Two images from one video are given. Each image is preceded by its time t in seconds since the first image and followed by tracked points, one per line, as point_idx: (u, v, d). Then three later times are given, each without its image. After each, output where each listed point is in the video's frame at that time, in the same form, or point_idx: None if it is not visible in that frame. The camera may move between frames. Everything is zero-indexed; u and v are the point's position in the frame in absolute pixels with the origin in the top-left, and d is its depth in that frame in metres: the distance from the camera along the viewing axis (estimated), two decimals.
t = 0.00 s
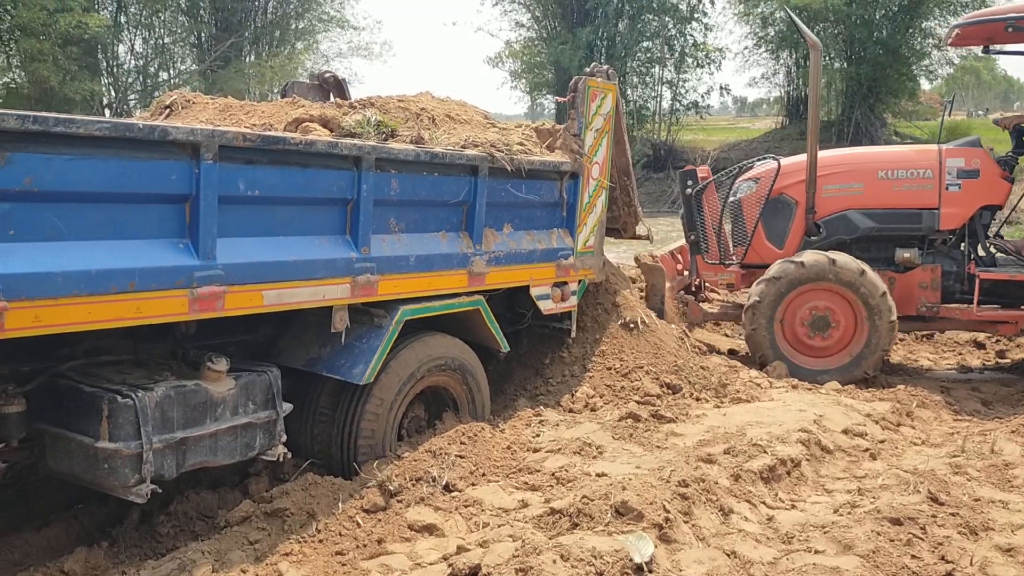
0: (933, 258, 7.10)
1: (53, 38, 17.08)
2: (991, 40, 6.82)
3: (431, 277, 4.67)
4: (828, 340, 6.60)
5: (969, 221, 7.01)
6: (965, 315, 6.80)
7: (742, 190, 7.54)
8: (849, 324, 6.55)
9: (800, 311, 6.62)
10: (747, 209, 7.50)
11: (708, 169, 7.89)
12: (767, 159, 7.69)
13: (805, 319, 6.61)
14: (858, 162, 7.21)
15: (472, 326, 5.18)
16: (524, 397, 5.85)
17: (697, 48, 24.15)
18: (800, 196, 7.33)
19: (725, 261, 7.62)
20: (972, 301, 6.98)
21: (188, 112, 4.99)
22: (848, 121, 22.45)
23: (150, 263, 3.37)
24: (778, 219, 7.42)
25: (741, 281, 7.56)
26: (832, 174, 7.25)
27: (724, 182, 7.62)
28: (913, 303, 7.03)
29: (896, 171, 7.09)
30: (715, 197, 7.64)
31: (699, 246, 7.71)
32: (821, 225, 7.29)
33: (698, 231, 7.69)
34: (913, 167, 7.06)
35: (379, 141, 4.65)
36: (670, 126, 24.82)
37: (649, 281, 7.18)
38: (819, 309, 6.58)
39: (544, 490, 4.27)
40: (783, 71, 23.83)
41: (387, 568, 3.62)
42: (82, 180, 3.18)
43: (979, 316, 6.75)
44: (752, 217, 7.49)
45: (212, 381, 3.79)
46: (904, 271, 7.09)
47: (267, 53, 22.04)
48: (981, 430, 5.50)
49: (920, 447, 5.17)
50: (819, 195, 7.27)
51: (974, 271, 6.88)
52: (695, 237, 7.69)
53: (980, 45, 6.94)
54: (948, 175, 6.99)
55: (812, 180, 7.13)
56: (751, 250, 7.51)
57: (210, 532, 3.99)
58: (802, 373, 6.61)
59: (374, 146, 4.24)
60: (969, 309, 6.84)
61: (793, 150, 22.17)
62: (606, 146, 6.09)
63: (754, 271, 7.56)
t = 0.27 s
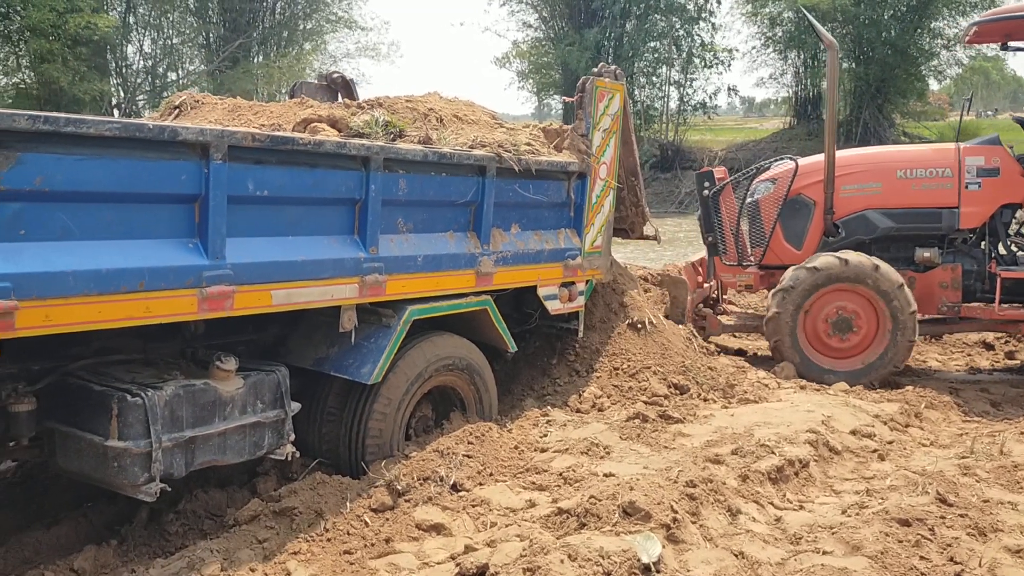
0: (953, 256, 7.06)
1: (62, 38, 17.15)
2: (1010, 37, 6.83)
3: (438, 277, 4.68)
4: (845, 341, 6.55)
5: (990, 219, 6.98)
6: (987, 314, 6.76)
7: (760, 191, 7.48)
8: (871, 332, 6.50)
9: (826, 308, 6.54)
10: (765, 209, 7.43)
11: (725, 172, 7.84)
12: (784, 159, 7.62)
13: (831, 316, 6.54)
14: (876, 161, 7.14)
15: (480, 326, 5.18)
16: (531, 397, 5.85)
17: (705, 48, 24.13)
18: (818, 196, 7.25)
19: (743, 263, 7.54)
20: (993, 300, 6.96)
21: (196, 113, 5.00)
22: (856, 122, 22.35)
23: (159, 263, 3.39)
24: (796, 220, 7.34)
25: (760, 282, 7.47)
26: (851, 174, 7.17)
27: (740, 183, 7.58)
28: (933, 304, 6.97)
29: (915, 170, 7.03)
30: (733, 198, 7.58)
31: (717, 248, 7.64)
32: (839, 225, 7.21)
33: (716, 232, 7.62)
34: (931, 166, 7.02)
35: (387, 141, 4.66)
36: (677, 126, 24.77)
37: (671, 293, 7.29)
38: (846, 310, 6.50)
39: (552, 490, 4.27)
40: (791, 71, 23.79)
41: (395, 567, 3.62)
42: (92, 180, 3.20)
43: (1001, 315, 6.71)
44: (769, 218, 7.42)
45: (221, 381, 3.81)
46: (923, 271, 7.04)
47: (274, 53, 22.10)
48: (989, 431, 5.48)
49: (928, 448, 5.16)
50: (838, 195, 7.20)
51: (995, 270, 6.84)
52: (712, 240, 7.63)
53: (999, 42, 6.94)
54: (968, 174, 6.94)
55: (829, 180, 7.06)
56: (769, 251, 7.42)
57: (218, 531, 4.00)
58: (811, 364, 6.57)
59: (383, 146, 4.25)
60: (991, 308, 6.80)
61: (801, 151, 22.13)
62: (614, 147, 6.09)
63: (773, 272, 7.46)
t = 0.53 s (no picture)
0: (986, 256, 6.97)
1: (71, 38, 17.21)
2: None
3: (447, 277, 4.68)
4: (869, 344, 6.47)
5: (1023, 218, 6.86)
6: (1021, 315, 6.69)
7: (788, 194, 7.34)
8: (898, 343, 6.43)
9: (869, 301, 6.43)
10: (793, 212, 7.29)
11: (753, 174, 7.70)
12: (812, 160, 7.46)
13: (871, 310, 6.42)
14: (905, 162, 7.00)
15: (488, 326, 5.19)
16: (540, 396, 5.85)
17: (713, 48, 24.09)
18: (847, 198, 7.10)
19: (772, 266, 7.41)
20: None
21: (206, 112, 5.02)
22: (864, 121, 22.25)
23: (170, 262, 3.40)
24: (826, 223, 7.19)
25: (790, 285, 7.34)
26: (880, 175, 7.03)
27: (769, 185, 7.43)
28: (967, 304, 6.93)
29: (945, 171, 6.90)
30: (761, 201, 7.45)
31: (746, 252, 7.51)
32: (869, 227, 7.07)
33: (744, 236, 7.50)
34: (962, 166, 6.88)
35: (396, 141, 4.66)
36: (685, 126, 24.71)
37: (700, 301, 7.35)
38: (886, 315, 6.40)
39: (561, 490, 4.28)
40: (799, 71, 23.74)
41: (404, 567, 3.63)
42: (103, 179, 3.21)
43: None
44: (798, 221, 7.28)
45: (231, 380, 3.82)
46: (954, 272, 7.01)
47: (283, 53, 22.15)
48: (1000, 432, 5.46)
49: (938, 449, 5.14)
50: (867, 198, 7.05)
51: None
52: (740, 244, 7.52)
53: None
54: (1000, 173, 6.81)
55: (858, 182, 6.92)
56: (798, 254, 7.28)
57: (228, 530, 4.02)
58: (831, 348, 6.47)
59: (392, 146, 4.25)
60: None
61: (809, 151, 22.08)
62: (623, 146, 6.09)
63: (803, 275, 7.34)
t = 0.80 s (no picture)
0: None
1: (81, 38, 17.27)
2: None
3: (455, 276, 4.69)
4: (903, 343, 6.33)
5: None
6: None
7: (829, 193, 6.97)
8: (930, 355, 6.31)
9: (924, 302, 6.27)
10: (834, 212, 6.93)
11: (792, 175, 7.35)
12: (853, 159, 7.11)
13: (922, 310, 6.27)
14: (948, 159, 6.66)
15: (496, 326, 5.19)
16: (547, 396, 5.85)
17: (721, 47, 24.05)
18: (890, 197, 6.75)
19: (813, 267, 7.03)
20: None
21: (215, 112, 5.03)
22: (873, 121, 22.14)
23: (179, 261, 3.42)
24: (869, 223, 6.84)
25: (832, 286, 6.98)
26: (923, 173, 6.67)
27: (809, 184, 7.07)
28: (1012, 303, 6.62)
29: (990, 168, 6.57)
30: (800, 201, 7.09)
31: (785, 253, 7.15)
32: (912, 226, 6.71)
33: (783, 236, 7.13)
34: (1007, 163, 6.55)
35: (405, 140, 4.66)
36: (693, 125, 24.61)
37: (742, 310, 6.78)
38: (933, 323, 6.26)
39: (568, 490, 4.28)
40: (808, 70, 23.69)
41: (412, 565, 3.64)
42: (113, 178, 3.23)
43: None
44: (839, 221, 6.92)
45: (240, 378, 3.83)
46: (1001, 269, 6.65)
47: (291, 53, 22.21)
48: (1010, 433, 5.43)
49: (947, 450, 5.12)
50: (909, 197, 6.69)
51: None
52: (781, 245, 7.15)
53: None
54: None
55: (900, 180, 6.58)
56: (840, 255, 6.92)
57: (237, 528, 4.03)
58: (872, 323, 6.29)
59: (400, 145, 4.26)
60: None
61: (817, 150, 22.01)
62: (631, 145, 6.08)
63: (846, 276, 6.94)
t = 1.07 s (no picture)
0: None
1: (90, 36, 17.33)
2: None
3: (463, 274, 4.70)
4: (939, 339, 6.23)
5: None
6: None
7: (868, 194, 6.84)
8: (954, 359, 6.23)
9: (980, 310, 6.14)
10: (874, 213, 6.80)
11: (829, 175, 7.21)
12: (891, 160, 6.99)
13: (973, 316, 6.14)
14: (989, 158, 6.58)
15: (504, 324, 5.20)
16: (555, 394, 5.86)
17: (730, 45, 24.00)
18: (932, 197, 6.62)
19: (853, 268, 6.89)
20: None
21: (224, 110, 5.05)
22: (883, 119, 22.04)
23: (189, 259, 3.43)
24: (910, 223, 6.71)
25: (872, 288, 6.86)
26: (963, 172, 6.59)
27: (848, 185, 6.92)
28: None
29: None
30: (839, 202, 6.96)
31: (824, 253, 7.00)
32: (953, 226, 6.61)
33: (822, 237, 6.98)
34: None
35: (413, 139, 4.67)
36: (700, 122, 24.39)
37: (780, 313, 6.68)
38: (975, 330, 6.15)
39: (576, 488, 4.28)
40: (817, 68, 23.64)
41: (420, 563, 3.65)
42: (124, 176, 3.24)
43: None
44: (879, 222, 6.79)
45: (249, 376, 3.85)
46: None
47: (299, 51, 22.26)
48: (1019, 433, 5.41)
49: (957, 449, 5.10)
50: (950, 196, 6.60)
51: None
52: (820, 245, 6.99)
53: None
54: None
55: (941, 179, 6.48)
56: (881, 255, 6.78)
57: (246, 525, 4.05)
58: (921, 305, 6.18)
59: (409, 143, 4.26)
60: None
61: (826, 149, 21.95)
62: (640, 145, 6.07)
63: (886, 276, 6.81)
